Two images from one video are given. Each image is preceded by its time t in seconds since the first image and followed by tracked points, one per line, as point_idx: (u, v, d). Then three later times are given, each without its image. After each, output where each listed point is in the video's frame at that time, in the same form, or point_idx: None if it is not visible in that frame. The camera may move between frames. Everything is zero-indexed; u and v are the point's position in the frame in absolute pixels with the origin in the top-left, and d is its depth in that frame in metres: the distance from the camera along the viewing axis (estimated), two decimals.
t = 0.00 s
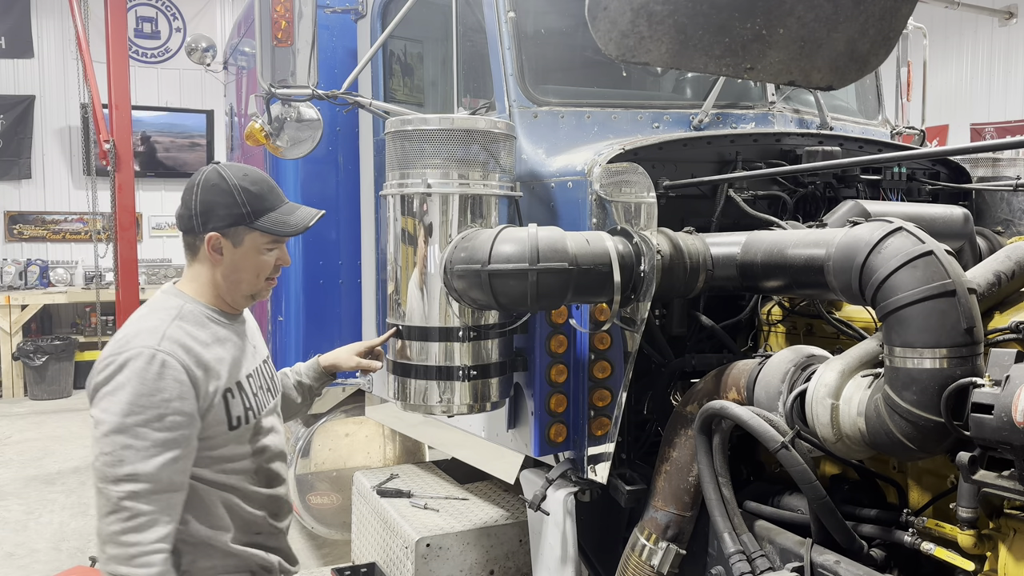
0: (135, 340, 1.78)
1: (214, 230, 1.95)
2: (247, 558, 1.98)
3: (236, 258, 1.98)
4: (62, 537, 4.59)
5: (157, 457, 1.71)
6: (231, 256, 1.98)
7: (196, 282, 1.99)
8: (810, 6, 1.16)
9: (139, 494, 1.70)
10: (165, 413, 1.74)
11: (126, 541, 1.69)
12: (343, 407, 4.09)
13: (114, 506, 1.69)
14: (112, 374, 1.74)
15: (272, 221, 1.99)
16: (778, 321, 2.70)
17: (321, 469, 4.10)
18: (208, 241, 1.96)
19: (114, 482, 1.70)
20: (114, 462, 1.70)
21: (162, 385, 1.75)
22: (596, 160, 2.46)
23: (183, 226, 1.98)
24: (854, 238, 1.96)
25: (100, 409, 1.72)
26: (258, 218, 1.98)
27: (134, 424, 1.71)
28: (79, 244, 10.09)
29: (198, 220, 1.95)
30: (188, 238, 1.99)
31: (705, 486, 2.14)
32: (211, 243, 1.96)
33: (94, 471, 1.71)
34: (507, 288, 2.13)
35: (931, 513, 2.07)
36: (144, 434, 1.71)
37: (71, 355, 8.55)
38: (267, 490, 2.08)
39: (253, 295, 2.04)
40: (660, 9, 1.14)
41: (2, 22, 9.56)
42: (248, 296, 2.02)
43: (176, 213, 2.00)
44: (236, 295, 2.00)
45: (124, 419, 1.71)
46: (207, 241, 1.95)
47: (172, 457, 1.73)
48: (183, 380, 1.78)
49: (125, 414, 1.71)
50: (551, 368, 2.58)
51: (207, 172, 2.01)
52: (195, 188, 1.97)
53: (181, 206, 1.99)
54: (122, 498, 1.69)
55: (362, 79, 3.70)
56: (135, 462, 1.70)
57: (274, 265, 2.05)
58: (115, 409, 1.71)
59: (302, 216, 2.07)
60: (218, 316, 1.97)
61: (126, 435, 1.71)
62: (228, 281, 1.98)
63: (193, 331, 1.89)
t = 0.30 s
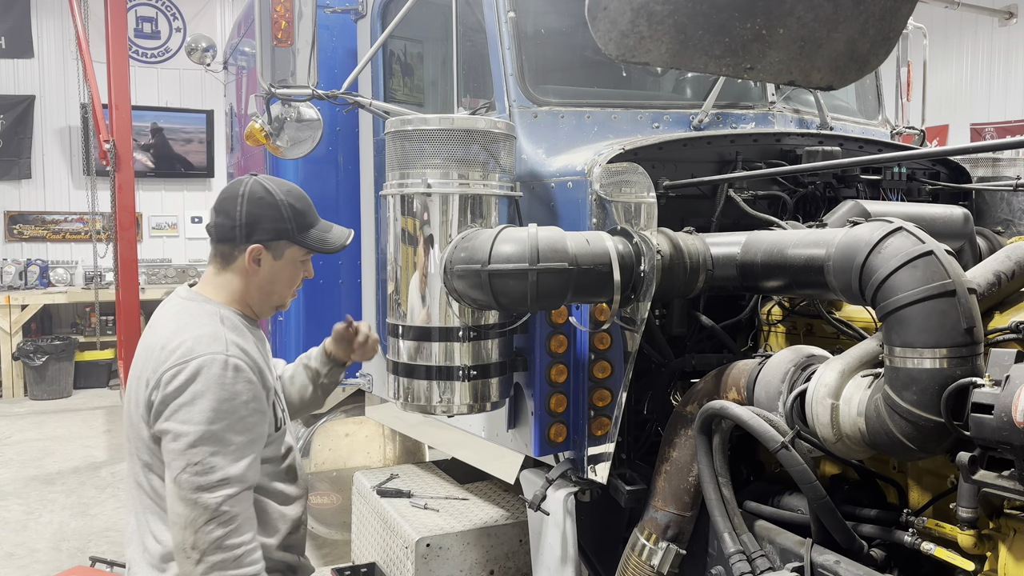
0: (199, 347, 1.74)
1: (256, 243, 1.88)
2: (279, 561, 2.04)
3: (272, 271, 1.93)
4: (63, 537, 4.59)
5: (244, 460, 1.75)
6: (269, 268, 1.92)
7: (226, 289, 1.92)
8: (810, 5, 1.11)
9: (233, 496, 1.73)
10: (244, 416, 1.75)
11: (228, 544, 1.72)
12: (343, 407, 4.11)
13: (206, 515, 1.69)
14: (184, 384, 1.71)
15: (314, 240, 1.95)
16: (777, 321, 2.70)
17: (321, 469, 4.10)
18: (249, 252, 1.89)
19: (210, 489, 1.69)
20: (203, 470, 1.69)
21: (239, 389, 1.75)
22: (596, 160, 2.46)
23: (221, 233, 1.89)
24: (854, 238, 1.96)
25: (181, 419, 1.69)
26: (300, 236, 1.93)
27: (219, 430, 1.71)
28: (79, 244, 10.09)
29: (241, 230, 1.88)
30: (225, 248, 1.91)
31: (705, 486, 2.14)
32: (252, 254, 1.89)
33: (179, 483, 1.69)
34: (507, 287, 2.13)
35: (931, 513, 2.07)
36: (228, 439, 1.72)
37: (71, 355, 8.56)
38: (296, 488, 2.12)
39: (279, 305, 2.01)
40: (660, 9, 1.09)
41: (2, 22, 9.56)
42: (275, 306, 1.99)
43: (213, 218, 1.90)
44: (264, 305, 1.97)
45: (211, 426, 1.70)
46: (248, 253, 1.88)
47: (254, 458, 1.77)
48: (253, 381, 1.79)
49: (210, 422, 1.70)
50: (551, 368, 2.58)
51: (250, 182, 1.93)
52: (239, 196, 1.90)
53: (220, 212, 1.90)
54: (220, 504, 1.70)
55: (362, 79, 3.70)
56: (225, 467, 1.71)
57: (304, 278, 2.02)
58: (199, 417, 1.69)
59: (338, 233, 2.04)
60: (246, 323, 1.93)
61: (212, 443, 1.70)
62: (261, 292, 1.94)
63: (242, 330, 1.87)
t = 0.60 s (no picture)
0: (194, 340, 1.80)
1: (274, 243, 1.96)
2: (285, 559, 2.06)
3: (287, 271, 2.01)
4: (63, 537, 4.59)
5: (236, 452, 1.77)
6: (284, 269, 2.00)
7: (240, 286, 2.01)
8: (810, 5, 1.10)
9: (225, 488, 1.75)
10: (237, 407, 1.78)
11: (221, 536, 1.74)
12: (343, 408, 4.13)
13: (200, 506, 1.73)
14: (177, 375, 1.76)
15: (333, 248, 2.04)
16: (777, 321, 2.70)
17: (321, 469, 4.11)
18: (267, 250, 1.97)
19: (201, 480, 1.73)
20: (194, 462, 1.73)
21: (231, 381, 1.78)
22: (596, 160, 2.46)
23: (243, 229, 1.98)
24: (854, 238, 1.96)
25: (172, 409, 1.73)
26: (318, 241, 2.02)
27: (210, 421, 1.74)
28: (79, 244, 10.09)
29: (261, 228, 1.96)
30: (246, 246, 1.99)
31: (705, 486, 2.14)
32: (269, 252, 1.97)
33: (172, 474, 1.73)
34: (506, 287, 2.13)
35: (931, 513, 2.07)
36: (220, 430, 1.75)
37: (71, 355, 8.55)
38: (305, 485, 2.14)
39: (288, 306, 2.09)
40: (660, 9, 1.09)
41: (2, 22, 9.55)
42: (284, 306, 2.07)
43: (238, 213, 1.99)
44: (274, 304, 2.04)
45: (201, 416, 1.74)
46: (267, 251, 1.96)
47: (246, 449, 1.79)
48: (248, 373, 1.82)
49: (200, 412, 1.73)
50: (551, 368, 2.58)
51: (278, 184, 2.03)
52: (264, 195, 1.98)
53: (245, 208, 1.99)
54: (211, 495, 1.73)
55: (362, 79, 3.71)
56: (216, 458, 1.74)
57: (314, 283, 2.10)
58: (189, 407, 1.73)
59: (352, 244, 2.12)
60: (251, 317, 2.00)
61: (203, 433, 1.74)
62: (274, 291, 2.02)
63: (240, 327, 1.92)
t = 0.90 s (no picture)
0: (156, 339, 1.77)
1: (252, 242, 1.90)
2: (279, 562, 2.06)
3: (273, 269, 1.92)
4: (62, 537, 4.59)
5: (181, 454, 1.71)
6: (267, 267, 1.92)
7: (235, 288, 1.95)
8: (810, 5, 1.10)
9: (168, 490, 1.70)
10: (188, 410, 1.73)
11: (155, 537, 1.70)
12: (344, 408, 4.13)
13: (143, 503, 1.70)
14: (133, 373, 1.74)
15: (312, 241, 1.92)
16: (777, 321, 2.70)
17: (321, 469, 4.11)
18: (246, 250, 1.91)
19: (143, 478, 1.70)
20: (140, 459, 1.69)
21: (183, 383, 1.73)
22: (596, 160, 2.46)
23: (226, 231, 1.94)
24: (854, 238, 1.96)
25: (125, 407, 1.72)
26: (297, 235, 1.92)
27: (158, 422, 1.71)
28: (79, 244, 10.09)
29: (239, 229, 1.91)
30: (231, 246, 1.94)
31: (705, 486, 2.14)
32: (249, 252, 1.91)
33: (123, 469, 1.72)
34: (506, 288, 2.13)
35: (931, 513, 2.07)
36: (169, 431, 1.71)
37: (71, 355, 8.55)
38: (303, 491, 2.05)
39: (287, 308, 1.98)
40: (660, 9, 1.09)
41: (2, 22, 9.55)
42: (280, 307, 1.97)
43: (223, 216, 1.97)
44: (269, 305, 1.96)
45: (149, 416, 1.71)
46: (247, 251, 1.90)
47: (193, 453, 1.72)
48: (203, 376, 1.76)
49: (147, 412, 1.70)
50: (551, 368, 2.57)
51: (256, 182, 1.96)
52: (241, 196, 1.94)
53: (227, 210, 1.95)
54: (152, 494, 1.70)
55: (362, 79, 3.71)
56: (160, 459, 1.70)
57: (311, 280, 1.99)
58: (139, 406, 1.71)
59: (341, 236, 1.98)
60: (248, 319, 1.94)
61: (153, 433, 1.71)
62: (263, 292, 1.94)
63: (212, 328, 1.86)
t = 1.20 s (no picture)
0: (150, 344, 1.78)
1: (261, 232, 1.91)
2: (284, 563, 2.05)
3: (285, 257, 1.94)
4: (62, 537, 4.59)
5: (150, 466, 1.70)
6: (280, 256, 1.94)
7: (240, 286, 1.94)
8: (810, 5, 1.10)
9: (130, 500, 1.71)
10: (167, 421, 1.72)
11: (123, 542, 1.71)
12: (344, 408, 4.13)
13: (107, 507, 1.72)
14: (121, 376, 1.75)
15: (316, 215, 1.97)
16: (778, 322, 2.70)
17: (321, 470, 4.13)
18: (255, 242, 1.91)
19: (113, 482, 1.72)
20: (117, 464, 1.72)
21: (168, 394, 1.74)
22: (596, 160, 2.46)
23: (223, 231, 1.92)
24: (854, 238, 1.95)
25: (111, 408, 1.74)
26: (302, 215, 1.96)
27: (137, 428, 1.72)
28: (79, 244, 10.09)
29: (243, 222, 1.90)
30: (230, 244, 1.93)
31: (705, 486, 2.14)
32: (259, 242, 1.91)
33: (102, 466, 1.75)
34: (506, 288, 2.13)
35: (931, 513, 2.07)
36: (147, 439, 1.72)
37: (71, 355, 8.55)
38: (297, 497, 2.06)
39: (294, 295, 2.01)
40: (660, 9, 1.09)
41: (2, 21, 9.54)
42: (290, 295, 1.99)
43: (215, 218, 1.94)
44: (280, 295, 1.97)
45: (129, 422, 1.72)
46: (258, 241, 1.90)
47: (161, 468, 1.71)
48: (191, 390, 1.76)
49: (128, 417, 1.72)
50: (551, 368, 2.57)
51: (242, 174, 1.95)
52: (234, 189, 1.91)
53: (220, 209, 1.93)
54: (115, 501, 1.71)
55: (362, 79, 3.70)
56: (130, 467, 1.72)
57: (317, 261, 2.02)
58: (121, 410, 1.72)
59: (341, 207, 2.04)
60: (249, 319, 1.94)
61: (132, 439, 1.72)
62: (276, 282, 1.95)
63: (207, 338, 1.84)
